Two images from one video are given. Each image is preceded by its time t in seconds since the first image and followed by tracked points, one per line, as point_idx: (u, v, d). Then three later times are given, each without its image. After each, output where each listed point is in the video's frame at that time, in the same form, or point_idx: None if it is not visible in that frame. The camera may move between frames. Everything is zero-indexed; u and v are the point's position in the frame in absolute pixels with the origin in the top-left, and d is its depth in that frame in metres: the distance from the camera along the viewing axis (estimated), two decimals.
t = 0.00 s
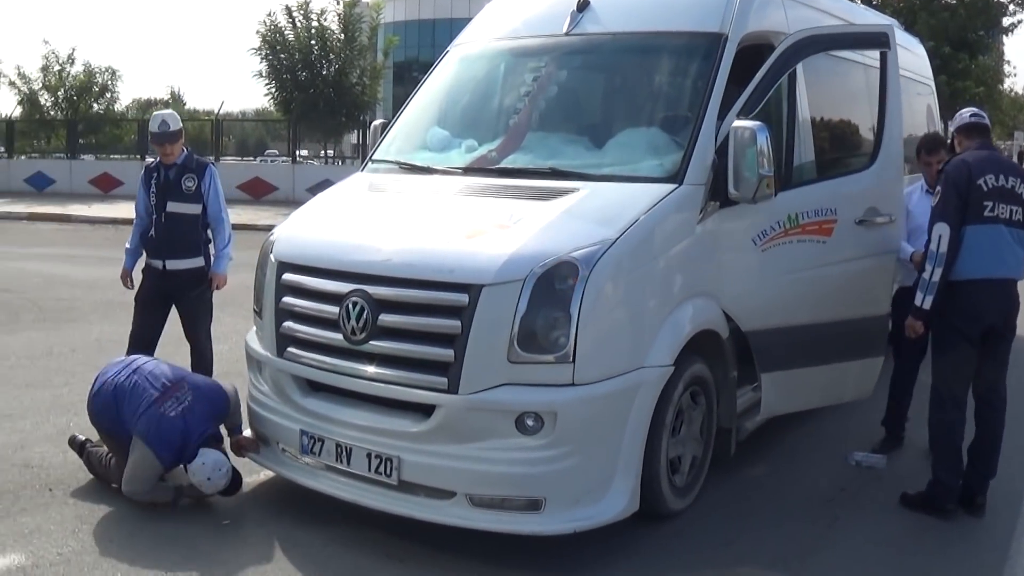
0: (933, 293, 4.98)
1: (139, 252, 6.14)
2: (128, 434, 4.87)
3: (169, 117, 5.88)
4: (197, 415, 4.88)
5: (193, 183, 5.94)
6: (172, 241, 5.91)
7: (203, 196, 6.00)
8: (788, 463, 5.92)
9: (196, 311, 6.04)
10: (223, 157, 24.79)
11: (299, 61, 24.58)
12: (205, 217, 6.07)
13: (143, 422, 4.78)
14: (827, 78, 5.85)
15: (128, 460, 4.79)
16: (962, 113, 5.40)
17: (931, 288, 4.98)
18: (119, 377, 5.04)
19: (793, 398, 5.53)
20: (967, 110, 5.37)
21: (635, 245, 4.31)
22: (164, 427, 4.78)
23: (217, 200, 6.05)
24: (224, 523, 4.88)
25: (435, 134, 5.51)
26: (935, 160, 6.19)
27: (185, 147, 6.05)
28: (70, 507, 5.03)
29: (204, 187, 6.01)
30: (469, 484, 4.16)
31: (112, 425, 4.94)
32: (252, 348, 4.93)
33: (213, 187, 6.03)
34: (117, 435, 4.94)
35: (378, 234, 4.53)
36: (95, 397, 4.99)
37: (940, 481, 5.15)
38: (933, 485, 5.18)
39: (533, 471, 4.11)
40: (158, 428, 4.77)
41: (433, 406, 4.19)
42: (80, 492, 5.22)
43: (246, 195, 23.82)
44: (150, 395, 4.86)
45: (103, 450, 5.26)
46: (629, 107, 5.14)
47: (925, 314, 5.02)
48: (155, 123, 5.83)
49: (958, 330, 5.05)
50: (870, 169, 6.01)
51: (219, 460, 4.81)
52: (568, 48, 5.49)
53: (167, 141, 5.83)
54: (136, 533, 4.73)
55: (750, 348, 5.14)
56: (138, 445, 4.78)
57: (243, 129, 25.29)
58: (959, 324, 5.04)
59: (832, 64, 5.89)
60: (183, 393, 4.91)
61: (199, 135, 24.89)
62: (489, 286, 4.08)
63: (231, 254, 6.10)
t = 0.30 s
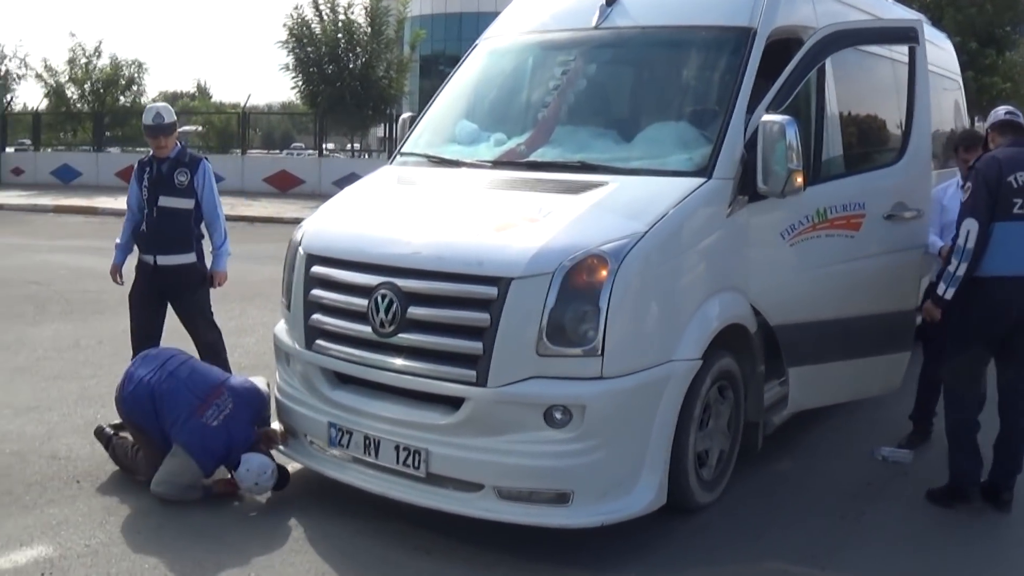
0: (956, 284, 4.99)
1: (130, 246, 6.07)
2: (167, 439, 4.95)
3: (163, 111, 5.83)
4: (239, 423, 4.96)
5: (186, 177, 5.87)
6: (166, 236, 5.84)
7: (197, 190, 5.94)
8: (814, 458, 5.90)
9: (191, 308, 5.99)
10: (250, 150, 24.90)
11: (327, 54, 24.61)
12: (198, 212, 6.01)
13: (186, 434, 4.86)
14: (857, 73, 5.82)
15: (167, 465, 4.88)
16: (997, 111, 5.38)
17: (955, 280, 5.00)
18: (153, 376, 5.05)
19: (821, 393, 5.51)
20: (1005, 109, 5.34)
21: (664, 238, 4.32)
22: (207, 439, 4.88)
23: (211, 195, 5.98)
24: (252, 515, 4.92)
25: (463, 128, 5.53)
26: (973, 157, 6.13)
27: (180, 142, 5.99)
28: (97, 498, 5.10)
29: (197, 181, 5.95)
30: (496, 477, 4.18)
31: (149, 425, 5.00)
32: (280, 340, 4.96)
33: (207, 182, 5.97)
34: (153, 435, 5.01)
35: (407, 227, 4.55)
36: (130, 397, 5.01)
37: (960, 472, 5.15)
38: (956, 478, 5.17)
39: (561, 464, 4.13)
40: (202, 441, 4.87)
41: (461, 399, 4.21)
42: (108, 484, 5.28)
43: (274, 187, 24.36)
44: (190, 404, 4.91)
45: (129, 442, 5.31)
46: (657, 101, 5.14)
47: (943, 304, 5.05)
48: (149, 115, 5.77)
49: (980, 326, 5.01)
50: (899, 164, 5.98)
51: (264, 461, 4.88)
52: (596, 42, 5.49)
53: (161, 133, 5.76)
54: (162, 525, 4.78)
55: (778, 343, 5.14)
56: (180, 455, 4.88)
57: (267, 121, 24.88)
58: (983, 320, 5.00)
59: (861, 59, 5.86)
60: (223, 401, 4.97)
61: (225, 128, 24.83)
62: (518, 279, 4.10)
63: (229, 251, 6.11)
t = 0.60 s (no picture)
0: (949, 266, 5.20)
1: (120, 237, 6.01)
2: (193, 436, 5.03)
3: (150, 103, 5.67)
4: (264, 422, 5.01)
5: (168, 171, 5.71)
6: (148, 231, 5.72)
7: (181, 185, 5.75)
8: (834, 453, 5.89)
9: (169, 306, 5.81)
10: (269, 145, 24.72)
11: (348, 48, 24.87)
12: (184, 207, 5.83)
13: (211, 434, 4.92)
14: (879, 68, 5.80)
15: (192, 462, 4.97)
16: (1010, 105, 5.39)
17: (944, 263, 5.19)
18: (179, 372, 5.09)
19: (841, 390, 5.50)
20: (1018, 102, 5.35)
21: (686, 233, 4.32)
22: (231, 439, 4.94)
23: (195, 189, 5.77)
24: (273, 509, 4.96)
25: (485, 122, 5.55)
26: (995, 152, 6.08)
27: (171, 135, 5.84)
28: (119, 492, 5.14)
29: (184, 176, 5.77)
30: (518, 471, 4.20)
31: (176, 421, 5.07)
32: (302, 334, 5.00)
33: (191, 176, 5.75)
34: (180, 431, 5.08)
35: (428, 222, 4.57)
36: (156, 393, 5.06)
37: (943, 464, 5.16)
38: (943, 469, 5.17)
39: (583, 459, 4.15)
40: (226, 441, 4.93)
41: (483, 393, 4.23)
42: (129, 478, 5.33)
43: (296, 182, 24.36)
44: (215, 404, 4.96)
45: (150, 435, 5.35)
46: (679, 96, 5.14)
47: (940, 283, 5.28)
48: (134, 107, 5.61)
49: (984, 320, 5.07)
50: (921, 160, 5.96)
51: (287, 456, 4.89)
52: (618, 37, 5.50)
53: (148, 126, 5.63)
54: (184, 519, 4.82)
55: (799, 338, 5.13)
56: (206, 454, 4.95)
57: (287, 115, 24.63)
58: (984, 315, 5.07)
59: (883, 54, 5.84)
60: (247, 399, 5.00)
61: (247, 122, 24.73)
62: (540, 274, 4.11)
63: (210, 246, 5.81)
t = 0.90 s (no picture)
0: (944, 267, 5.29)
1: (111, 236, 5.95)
2: (205, 429, 5.07)
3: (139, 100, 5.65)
4: (274, 417, 5.02)
5: (153, 169, 5.63)
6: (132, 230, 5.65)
7: (167, 183, 5.66)
8: (844, 451, 5.89)
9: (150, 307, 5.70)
10: (284, 139, 24.57)
11: (361, 43, 25.08)
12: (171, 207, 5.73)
13: (221, 430, 4.96)
14: (893, 66, 5.79)
15: (203, 455, 5.02)
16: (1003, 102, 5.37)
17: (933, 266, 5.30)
18: (193, 365, 5.12)
19: (851, 389, 5.50)
20: (1010, 98, 5.33)
21: (698, 230, 4.33)
22: (241, 435, 4.97)
23: (180, 189, 5.67)
24: (284, 502, 4.99)
25: (499, 118, 5.56)
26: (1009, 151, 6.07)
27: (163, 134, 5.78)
28: (130, 484, 5.18)
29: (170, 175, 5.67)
30: (528, 466, 4.22)
31: (188, 414, 5.10)
32: (313, 328, 5.02)
33: (177, 174, 5.66)
34: (193, 424, 5.11)
35: (441, 217, 4.58)
36: (169, 385, 5.09)
37: (951, 464, 5.18)
38: (951, 469, 5.19)
39: (594, 455, 4.16)
40: (236, 437, 4.97)
41: (495, 388, 4.25)
42: (139, 470, 5.36)
43: (308, 176, 24.38)
44: (225, 399, 4.99)
45: (162, 428, 5.39)
46: (692, 93, 5.14)
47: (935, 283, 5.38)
48: (124, 104, 5.60)
49: (991, 318, 5.08)
50: (934, 159, 5.96)
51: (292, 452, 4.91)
52: (632, 34, 5.50)
53: (136, 123, 5.59)
54: (196, 512, 4.85)
55: (811, 336, 5.14)
56: (217, 448, 5.00)
57: (301, 109, 24.60)
58: (980, 313, 5.11)
59: (897, 52, 5.83)
60: (258, 395, 5.02)
61: (259, 117, 24.66)
62: (553, 269, 4.12)
63: (191, 246, 5.66)
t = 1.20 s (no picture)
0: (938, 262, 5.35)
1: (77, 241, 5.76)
2: (203, 426, 5.07)
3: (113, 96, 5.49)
4: (271, 415, 5.02)
5: (123, 170, 5.47)
6: (98, 232, 5.48)
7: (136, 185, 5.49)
8: (842, 448, 5.90)
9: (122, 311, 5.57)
10: (281, 136, 24.64)
11: (359, 40, 25.03)
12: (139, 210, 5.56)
13: (219, 427, 4.96)
14: (890, 64, 5.80)
15: (201, 452, 5.02)
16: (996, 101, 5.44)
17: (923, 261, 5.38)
18: (191, 362, 5.13)
19: (848, 386, 5.51)
20: (1002, 97, 5.39)
21: (695, 227, 4.34)
22: (239, 432, 4.97)
23: (151, 191, 5.48)
24: (282, 499, 4.99)
25: (496, 115, 5.56)
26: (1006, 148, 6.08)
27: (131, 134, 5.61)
28: (128, 481, 5.19)
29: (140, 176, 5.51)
30: (525, 462, 4.23)
31: (186, 411, 5.10)
32: (311, 324, 5.03)
33: (147, 176, 5.49)
34: (191, 420, 5.12)
35: (438, 214, 4.59)
36: (168, 380, 5.10)
37: (948, 461, 5.18)
38: (948, 464, 5.18)
39: (591, 451, 4.17)
40: (234, 434, 4.97)
41: (492, 384, 4.26)
42: (137, 467, 5.37)
43: (306, 173, 24.39)
44: (223, 396, 4.99)
45: (160, 425, 5.38)
46: (689, 90, 5.14)
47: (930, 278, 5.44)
48: (97, 99, 5.43)
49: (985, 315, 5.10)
50: (930, 156, 5.97)
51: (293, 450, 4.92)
52: (630, 31, 5.50)
53: (109, 119, 5.43)
54: (194, 508, 4.86)
55: (808, 333, 5.15)
56: (215, 445, 5.00)
57: (298, 106, 24.78)
58: (968, 309, 5.14)
59: (894, 50, 5.84)
60: (256, 392, 5.02)
61: (257, 113, 24.74)
62: (550, 266, 4.13)
63: (166, 251, 5.49)
